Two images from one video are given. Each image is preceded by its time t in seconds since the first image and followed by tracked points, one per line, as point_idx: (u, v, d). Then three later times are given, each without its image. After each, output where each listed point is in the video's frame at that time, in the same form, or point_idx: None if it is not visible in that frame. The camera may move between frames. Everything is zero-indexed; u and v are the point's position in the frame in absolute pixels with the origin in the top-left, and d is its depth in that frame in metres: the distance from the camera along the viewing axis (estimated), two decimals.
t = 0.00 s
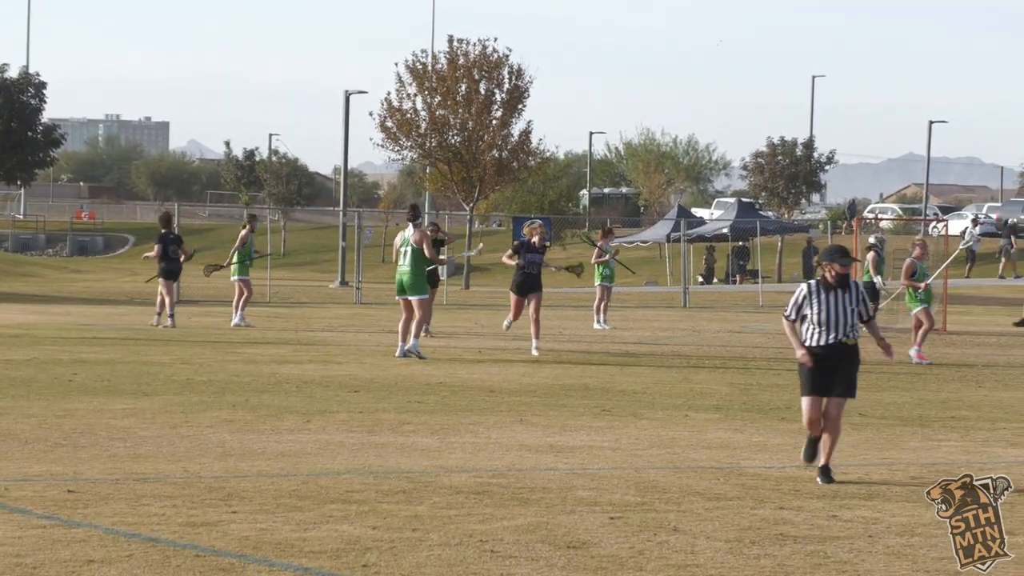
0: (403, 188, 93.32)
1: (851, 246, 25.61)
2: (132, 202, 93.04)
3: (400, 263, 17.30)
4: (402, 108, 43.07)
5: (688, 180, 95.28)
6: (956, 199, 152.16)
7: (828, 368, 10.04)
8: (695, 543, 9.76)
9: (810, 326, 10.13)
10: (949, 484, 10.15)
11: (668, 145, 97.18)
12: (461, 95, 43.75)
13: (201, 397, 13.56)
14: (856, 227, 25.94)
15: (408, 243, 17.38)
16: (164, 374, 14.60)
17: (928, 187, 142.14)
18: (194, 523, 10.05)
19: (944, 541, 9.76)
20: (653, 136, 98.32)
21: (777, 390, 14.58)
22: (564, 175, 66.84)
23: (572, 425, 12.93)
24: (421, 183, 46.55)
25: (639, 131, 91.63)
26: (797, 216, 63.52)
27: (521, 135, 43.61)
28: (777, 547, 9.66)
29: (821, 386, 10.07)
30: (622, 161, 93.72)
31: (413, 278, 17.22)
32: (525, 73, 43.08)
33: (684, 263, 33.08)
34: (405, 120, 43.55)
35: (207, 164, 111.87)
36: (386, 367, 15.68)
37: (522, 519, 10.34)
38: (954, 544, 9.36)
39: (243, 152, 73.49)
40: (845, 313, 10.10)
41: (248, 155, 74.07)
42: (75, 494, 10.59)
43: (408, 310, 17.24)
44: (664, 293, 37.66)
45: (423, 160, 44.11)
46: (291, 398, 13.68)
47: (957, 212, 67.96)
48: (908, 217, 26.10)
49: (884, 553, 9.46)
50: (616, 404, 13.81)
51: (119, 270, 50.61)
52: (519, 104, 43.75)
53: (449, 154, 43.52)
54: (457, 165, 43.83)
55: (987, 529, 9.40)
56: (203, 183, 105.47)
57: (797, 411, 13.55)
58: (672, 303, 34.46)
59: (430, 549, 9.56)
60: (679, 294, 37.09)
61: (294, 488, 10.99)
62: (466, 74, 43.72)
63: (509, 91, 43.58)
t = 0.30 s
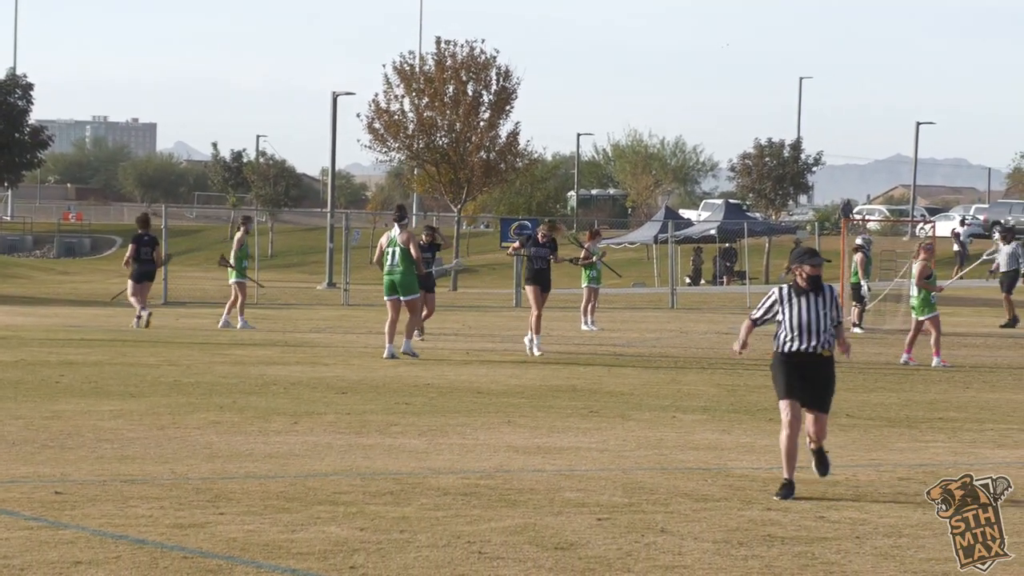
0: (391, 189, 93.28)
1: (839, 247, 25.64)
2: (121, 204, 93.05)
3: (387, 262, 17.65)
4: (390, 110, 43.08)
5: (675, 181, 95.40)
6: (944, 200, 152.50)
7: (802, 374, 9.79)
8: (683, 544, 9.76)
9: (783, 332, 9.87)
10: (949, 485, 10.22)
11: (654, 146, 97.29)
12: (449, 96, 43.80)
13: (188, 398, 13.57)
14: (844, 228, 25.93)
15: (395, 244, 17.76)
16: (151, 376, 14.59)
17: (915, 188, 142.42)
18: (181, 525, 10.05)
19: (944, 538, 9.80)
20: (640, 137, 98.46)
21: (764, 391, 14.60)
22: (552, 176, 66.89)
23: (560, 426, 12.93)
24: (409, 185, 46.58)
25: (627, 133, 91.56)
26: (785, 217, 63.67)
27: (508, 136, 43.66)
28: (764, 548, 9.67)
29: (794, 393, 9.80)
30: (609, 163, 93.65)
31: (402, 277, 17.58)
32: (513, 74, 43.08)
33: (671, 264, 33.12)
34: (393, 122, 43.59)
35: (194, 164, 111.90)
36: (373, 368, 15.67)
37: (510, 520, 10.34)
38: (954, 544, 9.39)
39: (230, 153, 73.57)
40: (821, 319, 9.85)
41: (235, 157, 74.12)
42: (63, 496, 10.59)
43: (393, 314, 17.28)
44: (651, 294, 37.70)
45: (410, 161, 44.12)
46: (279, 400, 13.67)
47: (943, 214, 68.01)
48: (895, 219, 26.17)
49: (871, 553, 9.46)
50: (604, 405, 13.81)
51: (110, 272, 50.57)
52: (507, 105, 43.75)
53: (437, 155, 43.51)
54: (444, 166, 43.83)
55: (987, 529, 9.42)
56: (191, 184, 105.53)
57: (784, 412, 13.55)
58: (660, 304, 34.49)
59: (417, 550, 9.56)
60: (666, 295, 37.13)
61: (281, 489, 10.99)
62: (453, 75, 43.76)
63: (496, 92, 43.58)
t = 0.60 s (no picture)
0: (376, 191, 93.28)
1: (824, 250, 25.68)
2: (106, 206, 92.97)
3: (375, 266, 17.67)
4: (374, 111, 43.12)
5: (659, 183, 95.60)
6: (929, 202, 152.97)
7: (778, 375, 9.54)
8: (667, 546, 9.76)
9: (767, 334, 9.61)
10: (949, 485, 10.36)
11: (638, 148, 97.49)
12: (433, 98, 43.90)
13: (172, 400, 13.55)
14: (828, 230, 25.98)
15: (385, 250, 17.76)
16: (134, 378, 14.56)
17: (898, 190, 142.98)
18: (165, 527, 10.04)
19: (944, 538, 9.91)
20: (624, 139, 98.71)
21: (748, 393, 14.62)
22: (536, 179, 67.00)
23: (544, 428, 12.93)
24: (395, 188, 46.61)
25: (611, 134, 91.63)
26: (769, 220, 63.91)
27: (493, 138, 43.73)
28: (748, 550, 9.67)
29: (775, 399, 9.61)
30: (593, 165, 93.68)
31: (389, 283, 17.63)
32: (497, 76, 43.14)
33: (656, 266, 33.16)
34: (377, 123, 43.61)
35: (178, 168, 112.01)
36: (357, 371, 15.67)
37: (494, 522, 10.33)
38: (955, 544, 9.50)
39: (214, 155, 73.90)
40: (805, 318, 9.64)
41: (219, 159, 74.49)
42: (46, 498, 10.57)
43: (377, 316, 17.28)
44: (636, 296, 37.81)
45: (395, 163, 44.17)
46: (263, 402, 13.66)
47: (927, 215, 68.20)
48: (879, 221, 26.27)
49: (855, 555, 9.47)
50: (588, 407, 13.82)
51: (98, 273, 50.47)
52: (491, 107, 43.79)
53: (422, 157, 43.55)
54: (429, 168, 43.87)
55: (988, 530, 9.58)
56: (174, 187, 105.57)
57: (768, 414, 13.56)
58: (646, 305, 34.52)
59: (401, 552, 9.54)
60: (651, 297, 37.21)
61: (265, 491, 10.98)
62: (438, 77, 43.88)
63: (481, 94, 43.60)
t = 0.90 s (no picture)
0: (360, 191, 93.53)
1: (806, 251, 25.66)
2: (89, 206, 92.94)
3: (361, 265, 17.81)
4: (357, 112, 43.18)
5: (642, 184, 96.04)
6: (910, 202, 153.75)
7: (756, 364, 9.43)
8: (650, 547, 9.75)
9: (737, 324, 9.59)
10: (948, 484, 9.74)
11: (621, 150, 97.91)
12: (415, 99, 44.07)
13: (154, 401, 13.54)
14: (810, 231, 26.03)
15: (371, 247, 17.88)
16: (116, 379, 14.56)
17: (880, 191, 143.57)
18: (147, 528, 10.03)
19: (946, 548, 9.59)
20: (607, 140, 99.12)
21: (731, 394, 14.64)
22: (519, 180, 67.19)
23: (527, 429, 12.94)
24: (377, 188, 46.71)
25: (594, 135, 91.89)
26: (751, 220, 64.07)
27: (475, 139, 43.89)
28: (731, 550, 9.67)
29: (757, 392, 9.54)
30: (576, 166, 93.90)
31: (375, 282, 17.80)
32: (480, 76, 43.24)
33: (637, 266, 33.25)
34: (359, 124, 43.68)
35: (160, 168, 112.12)
36: (340, 371, 15.67)
37: (477, 523, 10.32)
38: (955, 544, 9.35)
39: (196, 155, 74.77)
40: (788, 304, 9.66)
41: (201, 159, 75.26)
42: (28, 499, 10.56)
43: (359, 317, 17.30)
44: (617, 297, 37.97)
45: (377, 164, 44.29)
46: (245, 403, 13.65)
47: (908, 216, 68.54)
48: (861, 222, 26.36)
49: (837, 557, 9.47)
50: (570, 408, 13.83)
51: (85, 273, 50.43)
52: (473, 108, 43.85)
53: (404, 158, 43.68)
54: (411, 169, 44.00)
55: (987, 530, 9.32)
56: (156, 187, 105.67)
57: (750, 415, 13.58)
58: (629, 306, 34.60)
59: (383, 554, 9.53)
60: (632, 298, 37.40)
61: (248, 492, 10.98)
62: (420, 78, 44.07)
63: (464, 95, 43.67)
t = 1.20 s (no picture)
0: (350, 191, 93.65)
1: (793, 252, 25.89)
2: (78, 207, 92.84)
3: (348, 267, 17.94)
4: (346, 112, 43.19)
5: (630, 184, 96.21)
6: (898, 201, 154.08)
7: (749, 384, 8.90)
8: (638, 546, 9.75)
9: (736, 334, 8.98)
10: (949, 484, 9.98)
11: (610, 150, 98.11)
12: (403, 99, 44.12)
13: (142, 401, 13.54)
14: (798, 231, 26.06)
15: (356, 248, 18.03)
16: (105, 378, 14.55)
17: (867, 192, 143.89)
18: (136, 528, 10.03)
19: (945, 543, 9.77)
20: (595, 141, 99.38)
21: (718, 394, 14.65)
22: (509, 180, 67.24)
23: (515, 429, 12.94)
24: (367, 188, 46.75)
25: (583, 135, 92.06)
26: (741, 221, 64.43)
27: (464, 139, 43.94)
28: (720, 550, 9.66)
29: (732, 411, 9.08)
30: (565, 166, 94.06)
31: (362, 281, 17.92)
32: (469, 76, 43.25)
33: (627, 267, 33.25)
34: (348, 124, 43.71)
35: (147, 167, 112.09)
36: (329, 371, 15.68)
37: (466, 523, 10.33)
38: (955, 545, 9.44)
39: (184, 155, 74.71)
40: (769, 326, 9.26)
41: (189, 159, 75.26)
42: (16, 498, 10.56)
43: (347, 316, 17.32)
44: (608, 296, 38.02)
45: (366, 164, 44.35)
46: (234, 402, 13.66)
47: (896, 215, 68.63)
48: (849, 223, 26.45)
49: (825, 556, 9.47)
50: (559, 408, 13.83)
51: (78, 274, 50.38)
52: (462, 108, 43.85)
53: (392, 158, 43.77)
54: (400, 168, 44.11)
55: (987, 529, 9.44)
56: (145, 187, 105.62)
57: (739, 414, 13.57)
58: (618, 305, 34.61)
59: (373, 553, 9.54)
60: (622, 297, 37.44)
61: (236, 492, 10.98)
62: (409, 78, 44.10)
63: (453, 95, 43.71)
